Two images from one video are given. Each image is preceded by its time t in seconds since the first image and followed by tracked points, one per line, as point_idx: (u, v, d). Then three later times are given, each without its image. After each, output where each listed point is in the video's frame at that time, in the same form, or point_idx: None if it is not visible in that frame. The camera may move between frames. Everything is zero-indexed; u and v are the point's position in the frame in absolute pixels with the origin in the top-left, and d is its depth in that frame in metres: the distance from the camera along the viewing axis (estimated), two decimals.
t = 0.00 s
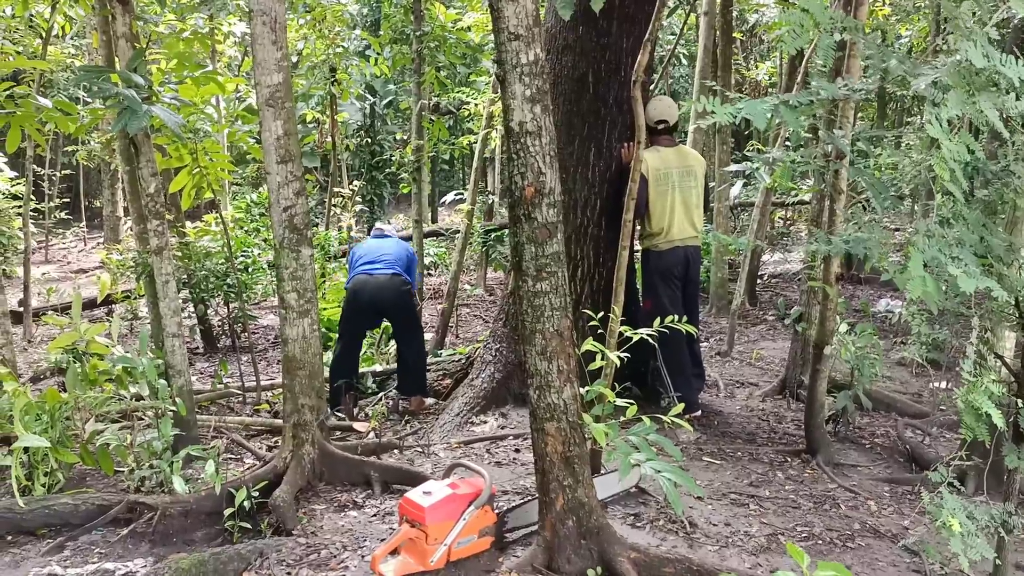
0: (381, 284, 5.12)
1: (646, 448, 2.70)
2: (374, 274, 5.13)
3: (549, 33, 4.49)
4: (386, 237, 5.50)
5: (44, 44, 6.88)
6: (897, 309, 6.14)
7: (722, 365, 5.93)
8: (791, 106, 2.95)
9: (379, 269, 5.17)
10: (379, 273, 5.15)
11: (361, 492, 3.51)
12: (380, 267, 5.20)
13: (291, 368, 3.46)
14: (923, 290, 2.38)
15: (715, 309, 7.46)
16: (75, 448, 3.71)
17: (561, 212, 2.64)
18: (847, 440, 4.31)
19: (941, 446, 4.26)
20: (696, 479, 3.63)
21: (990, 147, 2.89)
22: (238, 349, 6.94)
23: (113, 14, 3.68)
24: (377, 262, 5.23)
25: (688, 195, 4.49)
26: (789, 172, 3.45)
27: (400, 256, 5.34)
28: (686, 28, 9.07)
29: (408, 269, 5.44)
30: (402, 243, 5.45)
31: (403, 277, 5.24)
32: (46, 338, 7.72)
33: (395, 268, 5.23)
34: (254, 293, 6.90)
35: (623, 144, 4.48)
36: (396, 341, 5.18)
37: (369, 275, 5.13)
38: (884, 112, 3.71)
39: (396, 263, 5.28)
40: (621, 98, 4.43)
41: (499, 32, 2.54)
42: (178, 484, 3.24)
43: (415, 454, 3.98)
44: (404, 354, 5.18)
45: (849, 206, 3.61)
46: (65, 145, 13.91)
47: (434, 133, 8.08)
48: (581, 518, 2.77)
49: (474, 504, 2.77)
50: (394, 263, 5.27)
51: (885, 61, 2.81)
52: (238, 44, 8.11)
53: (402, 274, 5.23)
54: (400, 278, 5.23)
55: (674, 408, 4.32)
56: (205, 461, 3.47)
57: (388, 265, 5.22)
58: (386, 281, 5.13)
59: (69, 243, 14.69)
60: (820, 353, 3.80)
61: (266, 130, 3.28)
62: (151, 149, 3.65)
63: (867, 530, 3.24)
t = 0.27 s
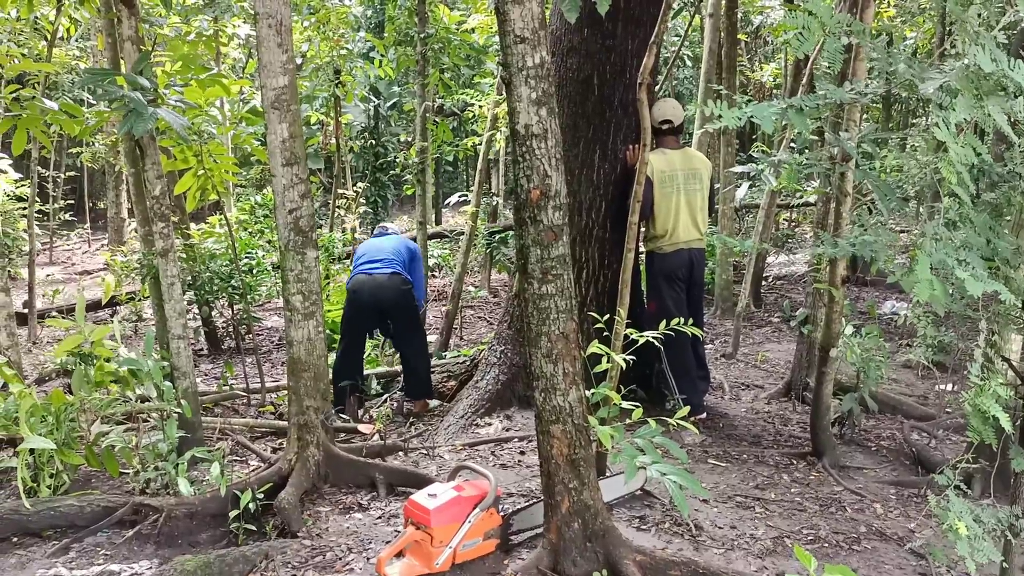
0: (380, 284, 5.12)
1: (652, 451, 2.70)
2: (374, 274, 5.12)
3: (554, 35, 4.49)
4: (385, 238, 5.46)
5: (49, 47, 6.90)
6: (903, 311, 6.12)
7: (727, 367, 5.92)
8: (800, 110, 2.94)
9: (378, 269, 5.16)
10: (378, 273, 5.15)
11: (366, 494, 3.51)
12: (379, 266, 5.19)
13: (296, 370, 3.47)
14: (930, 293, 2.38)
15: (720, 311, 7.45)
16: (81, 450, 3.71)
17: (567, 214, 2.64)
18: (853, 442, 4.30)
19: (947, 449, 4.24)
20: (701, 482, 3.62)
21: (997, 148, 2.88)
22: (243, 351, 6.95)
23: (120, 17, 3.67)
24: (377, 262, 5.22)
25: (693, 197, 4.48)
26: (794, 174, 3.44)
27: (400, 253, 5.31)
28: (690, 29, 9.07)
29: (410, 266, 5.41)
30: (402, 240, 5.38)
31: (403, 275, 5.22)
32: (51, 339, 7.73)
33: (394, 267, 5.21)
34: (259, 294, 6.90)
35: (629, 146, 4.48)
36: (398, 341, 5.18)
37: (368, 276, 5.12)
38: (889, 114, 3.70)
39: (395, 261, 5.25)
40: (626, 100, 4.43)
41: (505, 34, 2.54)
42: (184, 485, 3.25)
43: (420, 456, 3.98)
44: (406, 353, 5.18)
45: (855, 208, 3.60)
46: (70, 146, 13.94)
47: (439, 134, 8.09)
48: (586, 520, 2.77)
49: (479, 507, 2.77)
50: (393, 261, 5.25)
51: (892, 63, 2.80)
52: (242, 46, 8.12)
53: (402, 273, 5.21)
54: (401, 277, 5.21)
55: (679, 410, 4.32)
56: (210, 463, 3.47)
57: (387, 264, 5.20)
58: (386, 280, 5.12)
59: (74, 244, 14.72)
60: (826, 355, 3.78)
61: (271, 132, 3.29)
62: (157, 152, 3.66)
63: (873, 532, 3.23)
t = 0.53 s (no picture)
0: (381, 287, 5.13)
1: (655, 456, 2.70)
2: (374, 277, 5.13)
3: (558, 39, 4.50)
4: (382, 225, 5.49)
5: (55, 50, 6.93)
6: (907, 315, 6.11)
7: (731, 371, 5.91)
8: (803, 115, 2.94)
9: (379, 271, 5.17)
10: (378, 275, 5.16)
11: (370, 497, 3.51)
12: (379, 269, 5.19)
13: (300, 374, 3.47)
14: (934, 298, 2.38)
15: (723, 314, 7.44)
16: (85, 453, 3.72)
17: (571, 219, 2.64)
18: (857, 447, 4.28)
19: (951, 453, 4.23)
20: (705, 486, 3.61)
21: (1001, 152, 2.88)
22: (247, 354, 6.96)
23: (125, 21, 3.67)
24: (377, 264, 5.22)
25: (696, 201, 4.48)
26: (798, 178, 3.44)
27: (399, 253, 5.31)
28: (693, 32, 9.08)
29: (410, 267, 5.41)
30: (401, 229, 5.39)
31: (403, 276, 5.24)
32: (56, 342, 7.75)
33: (395, 269, 5.22)
34: (263, 297, 6.92)
35: (632, 150, 4.48)
36: (399, 343, 5.19)
37: (369, 278, 5.13)
38: (893, 118, 3.70)
39: (395, 263, 5.26)
40: (630, 104, 4.43)
41: (509, 39, 2.54)
42: (188, 489, 3.25)
43: (423, 460, 3.98)
44: (407, 355, 5.19)
45: (859, 212, 3.59)
46: (75, 149, 13.99)
47: (442, 137, 8.11)
48: (590, 525, 2.76)
49: (483, 511, 2.77)
50: (393, 263, 5.25)
51: (896, 68, 2.80)
52: (247, 49, 8.15)
53: (402, 275, 5.22)
54: (400, 278, 5.22)
55: (682, 414, 4.32)
56: (215, 466, 3.47)
57: (387, 265, 5.21)
58: (386, 283, 5.13)
59: (79, 247, 14.76)
60: (830, 360, 3.78)
61: (276, 136, 3.30)
62: (162, 156, 3.67)
63: (878, 537, 3.22)
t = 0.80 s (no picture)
0: (389, 294, 5.14)
1: (659, 460, 2.70)
2: (382, 284, 5.14)
3: (562, 44, 4.51)
4: (387, 238, 5.55)
5: (61, 55, 6.96)
6: (912, 319, 6.10)
7: (735, 374, 5.90)
8: (807, 120, 2.95)
9: (386, 278, 5.19)
10: (386, 282, 5.17)
11: (374, 501, 3.51)
12: (387, 276, 5.21)
13: (304, 377, 3.48)
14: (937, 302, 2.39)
15: (727, 318, 7.43)
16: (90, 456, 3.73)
17: (575, 223, 2.65)
18: (861, 451, 4.27)
19: (956, 458, 4.22)
20: (709, 490, 3.61)
21: (1004, 156, 2.88)
22: (251, 357, 6.98)
23: (131, 26, 3.68)
24: (384, 271, 5.24)
25: (700, 205, 4.49)
26: (802, 182, 3.44)
27: (405, 261, 5.34)
28: (698, 36, 9.09)
29: (415, 275, 5.45)
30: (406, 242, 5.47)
31: (410, 284, 5.26)
32: (61, 345, 7.77)
33: (402, 276, 5.24)
34: (268, 301, 6.93)
35: (636, 154, 4.49)
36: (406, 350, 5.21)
37: (377, 285, 5.15)
38: (897, 122, 3.71)
39: (402, 270, 5.28)
40: (633, 108, 4.44)
41: (513, 45, 2.56)
42: (192, 492, 3.26)
43: (427, 464, 3.99)
44: (413, 361, 5.20)
45: (863, 216, 3.59)
46: (80, 153, 14.03)
47: (446, 141, 8.13)
48: (593, 529, 2.77)
49: (486, 515, 2.77)
50: (400, 270, 5.28)
51: (900, 73, 2.80)
52: (252, 53, 8.18)
53: (409, 282, 5.25)
54: (408, 286, 5.25)
55: (686, 418, 4.32)
56: (219, 469, 3.48)
57: (394, 273, 5.23)
58: (394, 290, 5.15)
59: (84, 251, 14.81)
60: (834, 364, 3.77)
61: (281, 141, 3.32)
62: (167, 160, 3.68)
63: (881, 542, 3.22)
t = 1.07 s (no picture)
0: (394, 296, 5.14)
1: (663, 463, 2.69)
2: (387, 285, 5.15)
3: (566, 46, 4.51)
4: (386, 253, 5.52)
5: (66, 58, 6.99)
6: (916, 322, 6.08)
7: (739, 378, 5.89)
8: (812, 122, 2.94)
9: (391, 280, 5.20)
10: (391, 284, 5.18)
11: (377, 504, 3.51)
12: (392, 278, 5.22)
13: (308, 380, 3.47)
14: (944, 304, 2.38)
15: (731, 321, 7.42)
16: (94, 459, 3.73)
17: (579, 226, 2.65)
18: (866, 455, 4.25)
19: (961, 462, 4.20)
20: (713, 494, 3.60)
21: (1010, 159, 2.87)
22: (254, 360, 6.98)
23: (136, 28, 3.68)
24: (388, 273, 5.25)
25: (703, 208, 4.48)
26: (807, 185, 3.43)
27: (409, 265, 5.36)
28: (702, 39, 9.09)
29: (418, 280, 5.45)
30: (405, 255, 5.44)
31: (414, 286, 5.27)
32: (64, 347, 7.78)
33: (407, 279, 5.26)
34: (271, 303, 6.94)
35: (640, 156, 4.48)
36: (411, 352, 5.19)
37: (382, 287, 5.14)
38: (902, 124, 3.70)
39: (407, 273, 5.29)
40: (637, 111, 4.44)
41: (517, 47, 2.56)
42: (196, 495, 3.25)
43: (431, 466, 3.98)
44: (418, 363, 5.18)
45: (868, 220, 3.58)
46: (85, 155, 14.06)
47: (450, 143, 8.14)
48: (597, 532, 2.76)
49: (490, 518, 2.76)
50: (405, 273, 5.29)
51: (905, 75, 2.79)
52: (256, 56, 8.21)
53: (414, 285, 5.25)
54: (412, 288, 5.25)
55: (690, 421, 4.30)
56: (222, 472, 3.48)
57: (399, 275, 5.25)
58: (399, 291, 5.15)
59: (87, 253, 14.84)
60: (839, 367, 3.76)
61: (285, 143, 3.32)
62: (171, 162, 3.68)
63: (887, 546, 3.20)
